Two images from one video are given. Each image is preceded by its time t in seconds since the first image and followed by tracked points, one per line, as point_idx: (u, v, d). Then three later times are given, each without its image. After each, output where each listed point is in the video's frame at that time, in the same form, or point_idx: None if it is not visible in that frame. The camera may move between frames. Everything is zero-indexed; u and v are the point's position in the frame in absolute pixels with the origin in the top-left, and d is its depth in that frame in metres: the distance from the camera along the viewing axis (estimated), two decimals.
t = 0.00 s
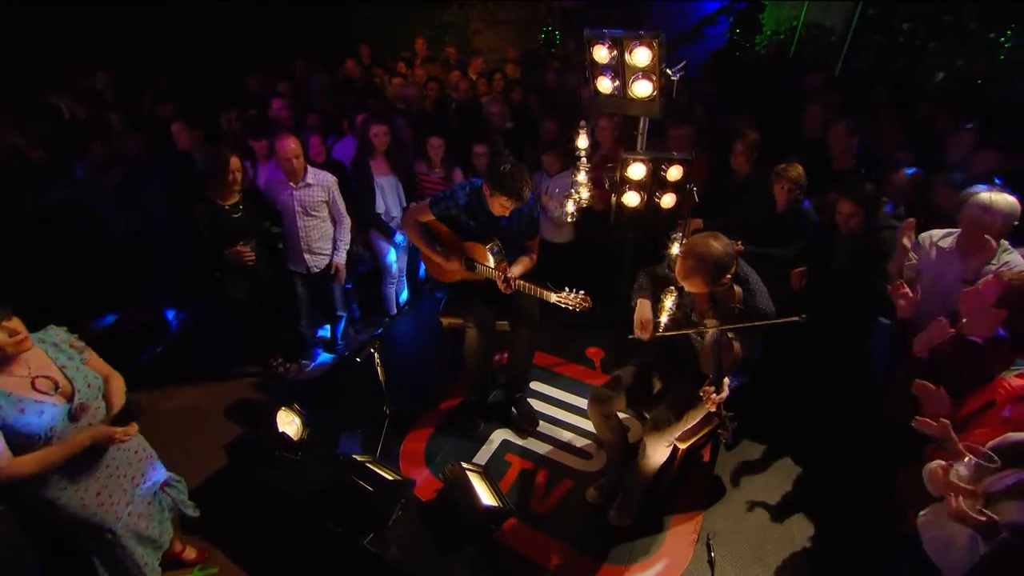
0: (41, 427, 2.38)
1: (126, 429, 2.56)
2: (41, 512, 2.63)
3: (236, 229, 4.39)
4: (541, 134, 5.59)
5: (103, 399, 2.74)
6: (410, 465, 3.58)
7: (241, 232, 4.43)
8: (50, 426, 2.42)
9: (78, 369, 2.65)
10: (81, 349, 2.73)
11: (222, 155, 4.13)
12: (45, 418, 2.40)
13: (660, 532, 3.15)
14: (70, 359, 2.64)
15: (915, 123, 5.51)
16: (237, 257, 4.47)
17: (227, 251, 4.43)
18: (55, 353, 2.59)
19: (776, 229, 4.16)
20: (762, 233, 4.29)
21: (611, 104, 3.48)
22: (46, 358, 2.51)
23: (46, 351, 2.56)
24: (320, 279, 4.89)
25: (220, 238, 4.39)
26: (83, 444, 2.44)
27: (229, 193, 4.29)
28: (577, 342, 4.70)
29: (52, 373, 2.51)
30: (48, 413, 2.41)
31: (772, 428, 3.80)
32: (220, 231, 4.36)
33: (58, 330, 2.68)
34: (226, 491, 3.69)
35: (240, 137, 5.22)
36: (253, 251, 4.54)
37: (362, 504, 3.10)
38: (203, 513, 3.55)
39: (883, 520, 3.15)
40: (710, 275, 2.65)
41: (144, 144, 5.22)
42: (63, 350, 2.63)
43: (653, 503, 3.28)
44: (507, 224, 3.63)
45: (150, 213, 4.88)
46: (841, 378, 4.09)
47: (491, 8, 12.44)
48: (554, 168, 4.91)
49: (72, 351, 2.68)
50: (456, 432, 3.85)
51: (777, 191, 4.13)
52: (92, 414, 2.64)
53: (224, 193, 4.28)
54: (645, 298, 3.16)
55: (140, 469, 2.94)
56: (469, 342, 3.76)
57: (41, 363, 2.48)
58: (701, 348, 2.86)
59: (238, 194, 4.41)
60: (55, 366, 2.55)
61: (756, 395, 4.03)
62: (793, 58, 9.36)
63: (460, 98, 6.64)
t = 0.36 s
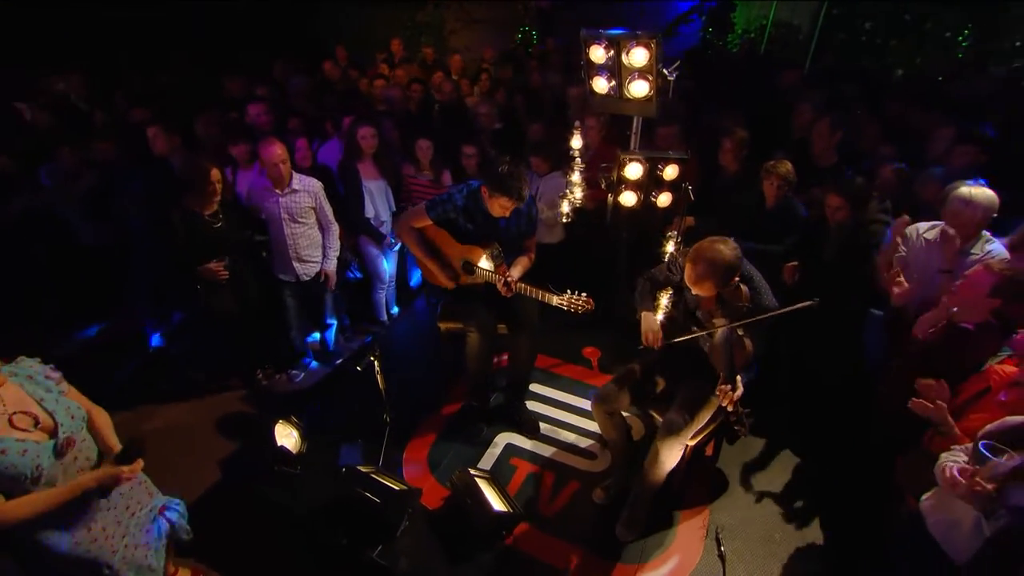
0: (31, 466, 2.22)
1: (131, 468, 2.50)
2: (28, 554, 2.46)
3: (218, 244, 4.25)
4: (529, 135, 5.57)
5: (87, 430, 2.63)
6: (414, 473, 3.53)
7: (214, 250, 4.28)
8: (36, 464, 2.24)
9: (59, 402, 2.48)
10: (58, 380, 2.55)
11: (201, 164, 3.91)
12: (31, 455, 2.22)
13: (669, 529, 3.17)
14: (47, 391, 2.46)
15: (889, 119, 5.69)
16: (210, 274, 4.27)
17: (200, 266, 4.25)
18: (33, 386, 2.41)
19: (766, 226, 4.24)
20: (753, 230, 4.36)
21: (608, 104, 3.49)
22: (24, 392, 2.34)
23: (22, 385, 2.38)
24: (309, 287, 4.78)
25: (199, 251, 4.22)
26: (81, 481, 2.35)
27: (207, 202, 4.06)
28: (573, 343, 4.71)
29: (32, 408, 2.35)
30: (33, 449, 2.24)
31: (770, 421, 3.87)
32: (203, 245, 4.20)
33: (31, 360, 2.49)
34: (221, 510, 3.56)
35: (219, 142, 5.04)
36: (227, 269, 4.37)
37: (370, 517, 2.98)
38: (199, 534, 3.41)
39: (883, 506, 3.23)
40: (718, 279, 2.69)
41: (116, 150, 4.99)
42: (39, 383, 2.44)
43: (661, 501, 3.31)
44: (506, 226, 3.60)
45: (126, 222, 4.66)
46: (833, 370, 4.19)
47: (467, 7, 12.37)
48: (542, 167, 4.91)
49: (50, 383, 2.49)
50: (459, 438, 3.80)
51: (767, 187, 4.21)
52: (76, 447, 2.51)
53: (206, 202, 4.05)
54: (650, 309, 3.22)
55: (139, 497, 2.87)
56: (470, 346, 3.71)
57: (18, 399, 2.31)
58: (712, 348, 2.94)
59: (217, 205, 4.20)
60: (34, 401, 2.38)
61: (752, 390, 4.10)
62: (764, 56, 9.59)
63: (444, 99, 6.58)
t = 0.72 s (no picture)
0: (25, 481, 2.09)
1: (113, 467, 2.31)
2: None
3: (190, 258, 3.99)
4: (515, 135, 5.57)
5: (80, 446, 2.44)
6: (419, 479, 3.48)
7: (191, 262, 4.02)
8: (24, 483, 2.09)
9: (50, 418, 2.29)
10: (49, 393, 2.35)
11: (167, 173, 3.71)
12: (18, 474, 2.07)
13: (676, 523, 3.20)
14: (38, 406, 2.26)
15: (862, 115, 5.89)
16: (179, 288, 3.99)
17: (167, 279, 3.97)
18: (22, 400, 2.20)
19: (755, 221, 4.33)
20: (742, 226, 4.45)
21: (601, 104, 3.52)
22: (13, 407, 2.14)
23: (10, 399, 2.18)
24: (299, 295, 4.65)
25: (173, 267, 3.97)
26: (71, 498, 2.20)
27: (185, 212, 3.87)
28: (568, 342, 4.74)
29: (22, 422, 2.16)
30: (21, 467, 2.08)
31: (765, 413, 3.95)
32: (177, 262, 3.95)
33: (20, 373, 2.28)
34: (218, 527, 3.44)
35: (198, 147, 4.88)
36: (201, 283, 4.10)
37: (381, 527, 2.96)
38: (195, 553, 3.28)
39: (878, 491, 3.33)
40: (712, 269, 2.72)
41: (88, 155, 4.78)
42: (28, 396, 2.23)
43: (666, 496, 3.34)
44: (503, 226, 3.61)
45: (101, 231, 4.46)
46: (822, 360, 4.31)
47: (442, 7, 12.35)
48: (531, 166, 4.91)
49: (41, 397, 2.30)
50: (461, 441, 3.77)
51: (754, 183, 4.29)
52: (68, 464, 2.32)
53: (182, 213, 3.87)
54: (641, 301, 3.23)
55: (129, 518, 2.70)
56: (472, 349, 3.70)
57: (6, 415, 2.11)
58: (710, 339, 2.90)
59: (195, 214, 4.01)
60: (23, 416, 2.18)
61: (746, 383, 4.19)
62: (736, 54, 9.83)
63: (427, 100, 6.53)
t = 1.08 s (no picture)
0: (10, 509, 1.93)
1: (100, 488, 2.15)
2: None
3: (178, 266, 3.81)
4: (502, 135, 5.58)
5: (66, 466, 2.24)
6: (423, 483, 3.47)
7: (185, 271, 3.86)
8: (11, 511, 1.94)
9: (33, 440, 2.12)
10: (28, 414, 2.17)
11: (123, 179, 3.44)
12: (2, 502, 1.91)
13: (679, 515, 3.26)
14: (18, 429, 2.09)
15: (834, 111, 6.10)
16: (179, 298, 3.85)
17: (169, 292, 3.82)
18: None
19: (741, 216, 4.45)
20: (729, 221, 4.55)
21: (592, 104, 3.55)
22: None
23: None
24: (288, 300, 4.56)
25: (160, 278, 3.78)
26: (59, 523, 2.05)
27: (165, 219, 3.70)
28: (562, 340, 4.78)
29: None
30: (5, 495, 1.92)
31: (758, 403, 4.06)
32: (164, 274, 3.78)
33: None
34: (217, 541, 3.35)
35: (177, 153, 4.74)
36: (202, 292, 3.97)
37: (389, 535, 2.94)
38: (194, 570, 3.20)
39: (869, 473, 3.47)
40: (699, 255, 2.76)
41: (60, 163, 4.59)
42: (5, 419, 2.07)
43: (668, 488, 3.41)
44: (499, 230, 3.64)
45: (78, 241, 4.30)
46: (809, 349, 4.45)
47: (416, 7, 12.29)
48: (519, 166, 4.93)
49: (20, 418, 2.12)
50: (463, 443, 3.77)
51: (739, 179, 4.41)
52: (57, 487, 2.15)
53: (160, 219, 3.68)
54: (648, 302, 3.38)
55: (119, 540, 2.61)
56: (472, 351, 3.70)
57: None
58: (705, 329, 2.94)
59: (174, 219, 3.80)
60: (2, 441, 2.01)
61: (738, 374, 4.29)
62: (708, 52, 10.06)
63: (410, 101, 6.49)
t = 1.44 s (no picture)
0: (24, 539, 1.85)
1: (125, 515, 2.16)
2: None
3: (173, 283, 3.75)
4: (488, 136, 5.61)
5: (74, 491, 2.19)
6: (428, 486, 3.46)
7: (188, 286, 3.83)
8: (25, 543, 1.86)
9: (42, 466, 2.04)
10: (36, 440, 2.09)
11: (134, 191, 3.39)
12: (17, 533, 1.83)
13: (682, 504, 3.34)
14: (26, 455, 2.01)
15: (807, 108, 6.33)
16: (182, 312, 3.79)
17: (166, 308, 3.77)
18: (7, 452, 1.95)
19: (727, 212, 4.57)
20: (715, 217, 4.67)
21: (582, 104, 3.58)
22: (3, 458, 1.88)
23: None
24: (279, 309, 4.47)
25: (159, 292, 3.73)
26: (70, 556, 2.03)
27: (157, 232, 3.59)
28: (555, 338, 4.84)
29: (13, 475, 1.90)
30: (20, 526, 1.84)
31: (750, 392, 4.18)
32: (160, 287, 3.72)
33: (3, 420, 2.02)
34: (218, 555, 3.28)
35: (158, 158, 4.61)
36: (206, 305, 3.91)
37: (400, 541, 2.93)
38: None
39: (858, 455, 3.61)
40: (696, 254, 2.84)
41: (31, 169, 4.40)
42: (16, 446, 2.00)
43: (670, 479, 3.49)
44: (495, 230, 3.67)
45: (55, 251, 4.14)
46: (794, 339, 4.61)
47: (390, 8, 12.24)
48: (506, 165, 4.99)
49: (27, 445, 2.04)
50: (464, 444, 3.78)
51: (724, 176, 4.53)
52: (68, 515, 2.12)
53: (153, 234, 3.60)
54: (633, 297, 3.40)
55: (136, 561, 2.58)
56: (472, 352, 3.72)
57: None
58: (703, 323, 3.03)
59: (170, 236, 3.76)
60: (12, 468, 1.92)
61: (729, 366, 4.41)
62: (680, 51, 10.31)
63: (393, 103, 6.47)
